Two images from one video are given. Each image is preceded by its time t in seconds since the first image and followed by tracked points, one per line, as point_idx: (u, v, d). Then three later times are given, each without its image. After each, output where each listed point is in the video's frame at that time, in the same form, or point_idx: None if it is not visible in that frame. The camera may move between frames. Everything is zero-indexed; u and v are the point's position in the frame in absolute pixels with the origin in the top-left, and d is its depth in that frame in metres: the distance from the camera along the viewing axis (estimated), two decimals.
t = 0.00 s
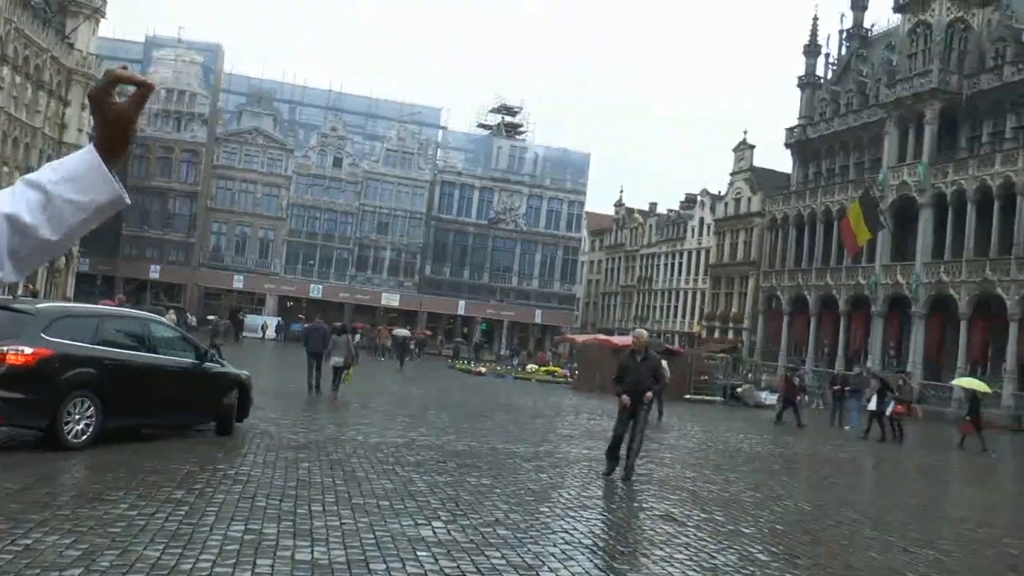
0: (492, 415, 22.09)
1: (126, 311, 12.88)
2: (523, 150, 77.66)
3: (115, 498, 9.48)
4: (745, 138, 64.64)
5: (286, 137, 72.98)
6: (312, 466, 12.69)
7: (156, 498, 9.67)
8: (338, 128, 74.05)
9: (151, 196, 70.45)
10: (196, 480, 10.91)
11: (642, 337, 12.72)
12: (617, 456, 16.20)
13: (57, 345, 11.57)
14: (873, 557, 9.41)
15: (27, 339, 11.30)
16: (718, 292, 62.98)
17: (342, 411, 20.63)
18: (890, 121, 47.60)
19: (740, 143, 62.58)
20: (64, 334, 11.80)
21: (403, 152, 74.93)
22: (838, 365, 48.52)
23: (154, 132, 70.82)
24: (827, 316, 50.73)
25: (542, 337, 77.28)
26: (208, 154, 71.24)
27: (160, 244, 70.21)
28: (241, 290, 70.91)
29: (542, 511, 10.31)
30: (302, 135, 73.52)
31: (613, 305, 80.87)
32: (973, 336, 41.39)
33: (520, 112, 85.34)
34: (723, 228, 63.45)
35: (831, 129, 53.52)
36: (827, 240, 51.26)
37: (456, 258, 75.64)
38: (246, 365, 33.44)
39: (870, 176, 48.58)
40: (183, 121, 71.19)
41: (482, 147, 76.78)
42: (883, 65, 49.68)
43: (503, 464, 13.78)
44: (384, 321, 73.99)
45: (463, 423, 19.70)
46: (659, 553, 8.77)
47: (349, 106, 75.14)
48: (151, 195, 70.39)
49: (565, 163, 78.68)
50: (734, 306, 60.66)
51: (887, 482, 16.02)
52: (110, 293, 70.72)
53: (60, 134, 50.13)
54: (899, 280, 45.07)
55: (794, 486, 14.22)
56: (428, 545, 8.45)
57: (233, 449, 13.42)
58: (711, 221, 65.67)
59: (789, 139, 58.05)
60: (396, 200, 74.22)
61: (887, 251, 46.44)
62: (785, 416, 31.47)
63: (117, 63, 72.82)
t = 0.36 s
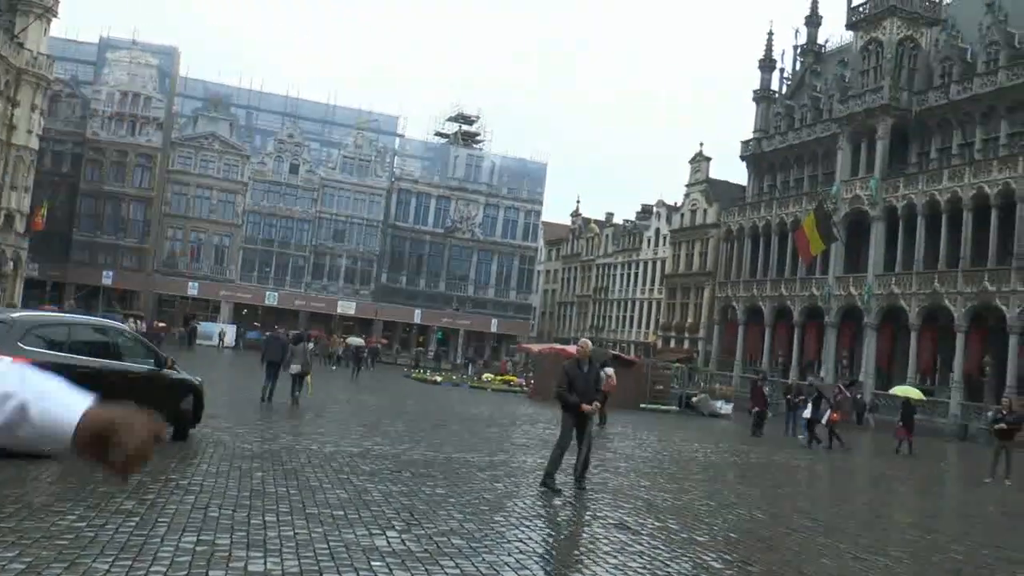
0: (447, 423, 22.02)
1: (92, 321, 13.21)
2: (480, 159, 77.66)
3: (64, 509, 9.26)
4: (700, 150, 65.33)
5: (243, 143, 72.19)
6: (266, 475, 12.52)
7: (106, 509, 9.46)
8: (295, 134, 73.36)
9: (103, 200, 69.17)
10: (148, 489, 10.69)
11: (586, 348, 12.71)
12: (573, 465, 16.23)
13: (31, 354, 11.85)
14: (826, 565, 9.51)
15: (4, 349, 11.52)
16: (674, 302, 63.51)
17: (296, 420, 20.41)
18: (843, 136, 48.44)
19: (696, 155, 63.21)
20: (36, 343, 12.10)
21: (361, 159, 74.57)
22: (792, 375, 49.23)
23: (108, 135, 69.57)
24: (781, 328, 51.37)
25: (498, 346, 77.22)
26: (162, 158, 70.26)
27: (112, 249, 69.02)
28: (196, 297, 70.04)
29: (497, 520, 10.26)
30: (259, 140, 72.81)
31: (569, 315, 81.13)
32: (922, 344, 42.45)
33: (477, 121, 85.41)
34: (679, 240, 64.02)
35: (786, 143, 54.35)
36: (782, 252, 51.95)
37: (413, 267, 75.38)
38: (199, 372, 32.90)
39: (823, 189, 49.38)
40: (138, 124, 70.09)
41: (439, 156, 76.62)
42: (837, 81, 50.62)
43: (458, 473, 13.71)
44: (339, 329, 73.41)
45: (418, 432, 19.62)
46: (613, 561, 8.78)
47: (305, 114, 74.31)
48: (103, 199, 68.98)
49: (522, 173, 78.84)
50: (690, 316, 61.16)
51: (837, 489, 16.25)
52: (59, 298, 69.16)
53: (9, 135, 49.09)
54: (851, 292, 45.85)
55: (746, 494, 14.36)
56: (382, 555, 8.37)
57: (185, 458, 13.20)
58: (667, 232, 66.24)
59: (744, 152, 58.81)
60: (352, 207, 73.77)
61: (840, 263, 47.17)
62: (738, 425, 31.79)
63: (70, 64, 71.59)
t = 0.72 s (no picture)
0: (415, 434, 21.92)
1: (66, 329, 13.23)
2: (450, 169, 77.72)
3: (26, 521, 9.10)
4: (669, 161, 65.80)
5: (212, 150, 71.62)
6: (233, 487, 12.38)
7: (69, 521, 9.31)
8: (265, 142, 72.92)
9: (69, 207, 68.34)
10: (112, 501, 10.54)
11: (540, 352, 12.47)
12: (541, 475, 16.21)
13: (19, 364, 11.85)
14: (793, 572, 9.59)
15: None
16: (643, 313, 63.82)
17: (264, 430, 20.22)
18: (810, 148, 49.01)
19: (665, 167, 63.70)
20: (21, 353, 12.09)
21: (331, 168, 74.27)
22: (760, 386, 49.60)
23: (74, 141, 68.79)
24: (749, 338, 51.73)
25: (467, 356, 77.08)
26: (130, 165, 69.58)
27: (77, 257, 68.13)
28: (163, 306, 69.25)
29: (466, 531, 10.23)
30: (228, 148, 72.24)
31: (538, 325, 81.22)
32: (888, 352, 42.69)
33: (448, 130, 85.43)
34: (648, 250, 64.39)
35: (754, 155, 54.92)
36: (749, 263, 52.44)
37: (382, 276, 75.10)
38: (165, 382, 32.51)
39: (791, 201, 49.91)
40: (105, 130, 69.40)
41: (408, 165, 76.51)
42: (804, 94, 51.27)
43: (426, 484, 13.66)
44: (308, 339, 72.90)
45: (386, 443, 19.51)
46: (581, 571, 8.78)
47: (274, 120, 74.30)
48: (68, 206, 68.05)
49: (492, 183, 78.95)
50: (659, 326, 61.47)
51: (804, 498, 16.38)
52: (22, 306, 68.06)
53: None
54: (819, 302, 46.32)
55: (714, 503, 14.45)
56: (350, 566, 8.31)
57: (149, 468, 13.03)
58: (636, 243, 66.60)
59: (712, 164, 59.31)
60: (322, 216, 73.42)
61: (807, 275, 47.65)
62: (705, 435, 31.93)
63: (36, 69, 70.78)
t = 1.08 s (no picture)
0: (386, 444, 21.80)
1: (44, 339, 13.33)
2: (422, 178, 77.63)
3: None
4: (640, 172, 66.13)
5: (183, 158, 70.98)
6: (202, 498, 12.25)
7: (34, 534, 9.17)
8: (236, 150, 72.42)
9: (36, 215, 67.51)
10: (78, 514, 10.40)
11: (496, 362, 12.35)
12: (513, 485, 16.18)
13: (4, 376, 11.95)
14: None
15: None
16: (615, 322, 64.04)
17: (234, 440, 20.03)
18: (780, 160, 49.48)
19: (637, 177, 64.04)
20: (4, 364, 12.18)
21: (302, 177, 73.90)
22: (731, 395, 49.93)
23: (42, 148, 67.99)
24: (720, 348, 52.06)
25: (439, 366, 76.90)
26: (99, 173, 68.84)
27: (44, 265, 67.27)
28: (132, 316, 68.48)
29: (435, 541, 10.21)
30: (199, 156, 71.58)
31: (510, 334, 81.17)
32: (855, 365, 43.10)
33: (419, 139, 85.33)
34: (620, 260, 64.63)
35: (725, 166, 55.41)
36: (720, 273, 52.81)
37: (354, 285, 74.76)
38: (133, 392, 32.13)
39: (762, 212, 50.34)
40: (73, 138, 68.66)
41: (380, 175, 76.33)
42: (774, 107, 51.84)
43: (396, 494, 13.59)
44: (278, 349, 72.40)
45: (358, 453, 19.39)
46: None
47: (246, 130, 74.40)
48: (35, 214, 67.20)
49: (464, 193, 78.89)
50: (631, 336, 61.69)
51: (773, 506, 16.50)
52: None
53: None
54: (789, 313, 46.70)
55: (685, 512, 14.51)
56: None
57: (116, 480, 12.85)
58: (607, 253, 66.90)
59: (683, 175, 59.67)
60: (293, 225, 73.03)
61: (778, 285, 48.06)
62: (676, 445, 32.05)
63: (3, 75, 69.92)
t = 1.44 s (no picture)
0: (359, 451, 21.66)
1: (16, 348, 13.37)
2: (395, 185, 77.45)
3: None
4: (614, 179, 66.38)
5: (154, 164, 70.30)
6: (172, 508, 12.11)
7: None
8: (208, 156, 71.86)
9: (5, 222, 66.74)
10: (44, 525, 10.24)
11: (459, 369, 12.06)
12: (486, 492, 16.14)
13: None
14: None
15: None
16: (589, 329, 64.23)
17: (204, 449, 19.82)
18: (752, 167, 49.82)
19: (610, 184, 64.27)
20: None
21: (275, 183, 73.45)
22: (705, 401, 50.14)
23: (10, 154, 67.15)
24: (693, 354, 52.30)
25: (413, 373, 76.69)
26: (68, 179, 68.05)
27: (12, 273, 66.37)
28: (103, 323, 67.69)
29: (407, 548, 10.16)
30: (170, 162, 70.87)
31: (483, 341, 81.11)
32: (828, 370, 43.50)
33: (393, 146, 85.15)
34: (593, 266, 64.84)
35: (697, 173, 55.76)
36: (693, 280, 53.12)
37: (327, 292, 74.38)
38: (102, 401, 31.74)
39: (735, 219, 50.68)
40: (42, 144, 67.93)
41: (353, 182, 76.09)
42: (746, 114, 52.28)
43: (368, 502, 13.51)
44: (251, 356, 71.89)
45: (330, 461, 19.24)
46: None
47: (219, 135, 72.88)
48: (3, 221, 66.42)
49: (437, 200, 78.77)
50: (604, 343, 61.87)
51: (746, 511, 16.61)
52: None
53: None
54: (762, 318, 47.01)
55: (657, 518, 14.56)
56: None
57: (83, 490, 12.66)
58: (580, 259, 67.09)
59: (656, 182, 59.93)
60: (265, 231, 72.56)
61: (750, 291, 48.36)
62: (649, 450, 32.13)
63: None
